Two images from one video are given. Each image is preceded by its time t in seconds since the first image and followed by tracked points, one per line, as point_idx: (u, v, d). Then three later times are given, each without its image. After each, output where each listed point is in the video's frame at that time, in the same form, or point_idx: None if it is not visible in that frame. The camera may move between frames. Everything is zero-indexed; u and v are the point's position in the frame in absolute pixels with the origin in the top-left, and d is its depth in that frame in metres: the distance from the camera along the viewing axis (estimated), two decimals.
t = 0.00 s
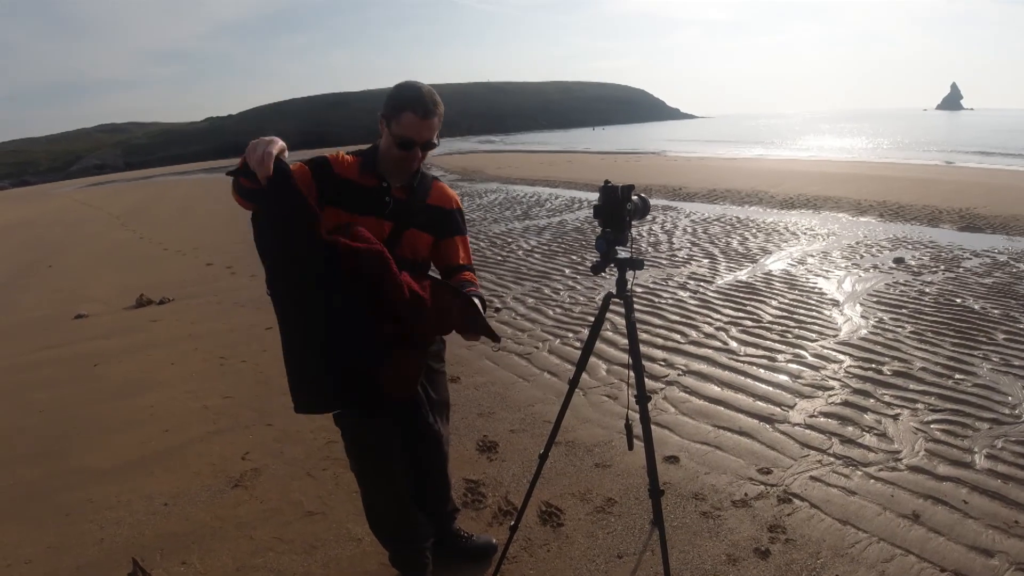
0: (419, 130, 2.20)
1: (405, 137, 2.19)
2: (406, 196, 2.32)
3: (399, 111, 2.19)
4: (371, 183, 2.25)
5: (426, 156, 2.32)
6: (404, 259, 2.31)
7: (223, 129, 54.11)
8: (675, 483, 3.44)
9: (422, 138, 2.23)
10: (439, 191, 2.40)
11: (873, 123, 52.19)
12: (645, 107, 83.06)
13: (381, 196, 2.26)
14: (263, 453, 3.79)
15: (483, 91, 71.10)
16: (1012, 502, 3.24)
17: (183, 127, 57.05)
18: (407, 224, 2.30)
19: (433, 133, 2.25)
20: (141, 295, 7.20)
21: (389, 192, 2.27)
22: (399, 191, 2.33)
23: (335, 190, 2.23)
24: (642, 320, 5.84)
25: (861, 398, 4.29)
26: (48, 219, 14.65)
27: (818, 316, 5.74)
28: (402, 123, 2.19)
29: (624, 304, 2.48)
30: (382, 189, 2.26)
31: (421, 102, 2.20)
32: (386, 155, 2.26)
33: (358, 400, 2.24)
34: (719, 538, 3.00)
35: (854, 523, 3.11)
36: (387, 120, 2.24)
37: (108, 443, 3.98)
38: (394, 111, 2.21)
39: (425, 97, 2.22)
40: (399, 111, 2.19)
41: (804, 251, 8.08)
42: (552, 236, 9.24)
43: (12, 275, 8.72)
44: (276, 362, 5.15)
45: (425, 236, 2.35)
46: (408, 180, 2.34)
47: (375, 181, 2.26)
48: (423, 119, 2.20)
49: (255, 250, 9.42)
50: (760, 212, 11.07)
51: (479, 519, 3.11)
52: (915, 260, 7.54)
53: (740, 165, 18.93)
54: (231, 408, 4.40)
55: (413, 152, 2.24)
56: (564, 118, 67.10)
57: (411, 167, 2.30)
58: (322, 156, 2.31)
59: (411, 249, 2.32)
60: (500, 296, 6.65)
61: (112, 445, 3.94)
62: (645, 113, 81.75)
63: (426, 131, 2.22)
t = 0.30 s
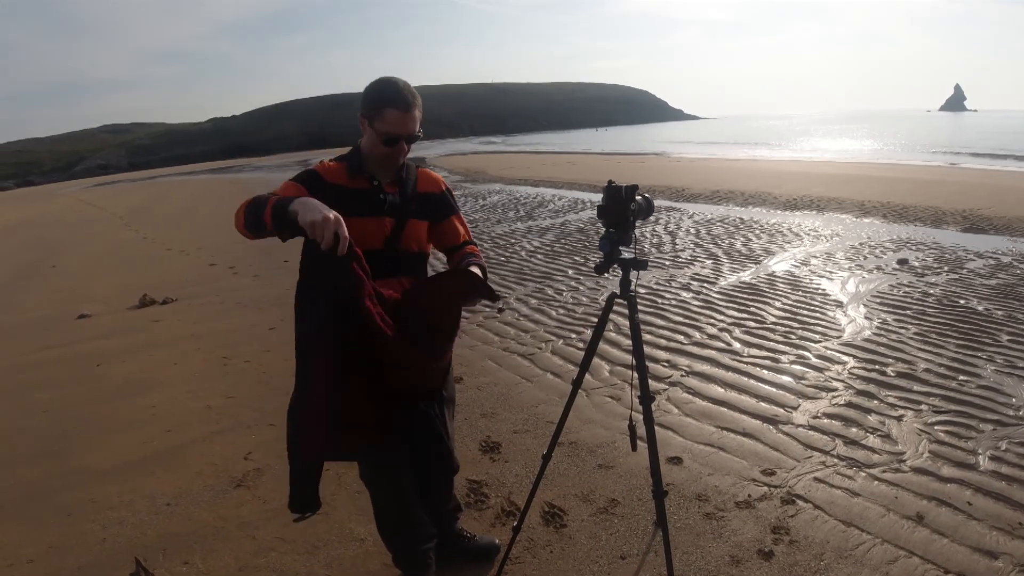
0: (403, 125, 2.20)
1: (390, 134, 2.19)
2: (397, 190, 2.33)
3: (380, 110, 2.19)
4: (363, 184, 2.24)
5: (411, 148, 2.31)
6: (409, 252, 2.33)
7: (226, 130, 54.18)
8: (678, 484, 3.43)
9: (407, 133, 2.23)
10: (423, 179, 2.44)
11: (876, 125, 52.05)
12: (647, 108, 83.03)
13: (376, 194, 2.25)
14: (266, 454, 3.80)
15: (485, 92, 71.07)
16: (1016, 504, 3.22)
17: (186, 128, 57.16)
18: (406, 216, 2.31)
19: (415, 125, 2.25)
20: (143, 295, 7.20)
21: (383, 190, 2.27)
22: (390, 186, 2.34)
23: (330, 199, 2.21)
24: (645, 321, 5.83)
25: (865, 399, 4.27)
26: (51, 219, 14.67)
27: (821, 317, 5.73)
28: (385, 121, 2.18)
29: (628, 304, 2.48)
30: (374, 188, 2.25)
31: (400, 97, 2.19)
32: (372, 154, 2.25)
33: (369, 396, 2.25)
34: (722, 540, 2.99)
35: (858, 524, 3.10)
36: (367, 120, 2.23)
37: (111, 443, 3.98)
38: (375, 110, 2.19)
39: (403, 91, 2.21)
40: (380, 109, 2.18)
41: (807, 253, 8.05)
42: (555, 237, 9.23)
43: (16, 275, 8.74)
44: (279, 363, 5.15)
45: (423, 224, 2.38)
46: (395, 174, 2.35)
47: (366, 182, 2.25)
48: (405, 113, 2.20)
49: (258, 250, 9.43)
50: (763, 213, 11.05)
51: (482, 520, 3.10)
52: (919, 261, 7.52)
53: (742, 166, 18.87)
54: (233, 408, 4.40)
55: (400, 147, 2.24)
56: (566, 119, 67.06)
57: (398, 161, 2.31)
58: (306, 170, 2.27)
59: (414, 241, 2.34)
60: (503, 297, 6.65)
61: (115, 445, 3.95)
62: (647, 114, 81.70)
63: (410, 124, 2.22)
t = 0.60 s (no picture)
0: (388, 122, 2.20)
1: (377, 134, 2.19)
2: (389, 189, 2.33)
3: (363, 110, 2.19)
4: (354, 186, 2.23)
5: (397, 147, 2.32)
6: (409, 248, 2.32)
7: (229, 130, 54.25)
8: (680, 485, 3.43)
9: (392, 130, 2.23)
10: (412, 173, 2.43)
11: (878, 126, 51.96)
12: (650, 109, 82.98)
13: (369, 195, 2.24)
14: (268, 454, 3.80)
15: (487, 92, 71.04)
16: (1020, 506, 3.21)
17: (188, 129, 57.25)
18: (401, 213, 2.30)
19: (400, 123, 2.26)
20: (146, 295, 7.20)
21: (375, 189, 2.26)
22: (381, 186, 2.33)
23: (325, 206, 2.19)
24: (648, 322, 5.82)
25: (868, 401, 4.27)
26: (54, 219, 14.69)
27: (824, 318, 5.72)
28: (370, 121, 2.18)
29: (630, 305, 2.48)
30: (367, 189, 2.24)
31: (382, 96, 2.20)
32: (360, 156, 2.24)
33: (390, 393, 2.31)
34: (724, 541, 2.99)
35: (861, 526, 3.09)
36: (350, 122, 2.23)
37: (114, 443, 3.98)
38: (358, 111, 2.20)
39: (384, 90, 2.22)
40: (363, 110, 2.19)
41: (810, 254, 8.04)
42: (558, 238, 9.22)
43: (19, 275, 8.76)
44: (281, 363, 5.16)
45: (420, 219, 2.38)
46: (384, 174, 2.35)
47: (357, 184, 2.24)
48: (388, 111, 2.21)
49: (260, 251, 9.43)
50: (765, 214, 11.04)
51: (484, 521, 3.11)
52: (922, 262, 7.50)
53: (745, 166, 18.85)
54: (236, 408, 4.40)
55: (387, 146, 2.24)
56: (568, 120, 67.02)
57: (386, 160, 2.31)
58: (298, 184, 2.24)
59: (413, 236, 2.33)
60: (505, 297, 6.65)
61: (118, 445, 3.96)
62: (650, 115, 81.67)
63: (394, 121, 2.22)
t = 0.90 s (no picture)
0: (381, 123, 2.20)
1: (370, 136, 2.19)
2: (386, 188, 2.33)
3: (355, 113, 2.19)
4: (352, 189, 2.23)
5: (391, 147, 2.32)
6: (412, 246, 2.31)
7: (232, 131, 54.36)
8: (684, 485, 3.42)
9: (385, 131, 2.23)
10: (408, 171, 2.43)
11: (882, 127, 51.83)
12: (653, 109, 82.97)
13: (367, 196, 2.24)
14: (272, 453, 3.80)
15: (490, 92, 71.02)
16: None
17: (192, 129, 57.35)
18: (401, 211, 2.30)
19: (392, 124, 2.26)
20: (150, 295, 7.21)
21: (373, 190, 2.26)
22: (378, 186, 2.33)
23: (324, 210, 2.19)
24: (651, 323, 5.82)
25: (872, 401, 4.26)
26: (59, 218, 14.73)
27: (828, 319, 5.71)
28: (362, 123, 2.18)
29: (634, 305, 2.47)
30: (364, 190, 2.24)
31: (373, 98, 2.20)
32: (355, 159, 2.25)
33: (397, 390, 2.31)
34: (728, 541, 2.98)
35: (865, 526, 3.08)
36: (343, 126, 2.23)
37: (117, 443, 3.99)
38: (350, 115, 2.20)
39: (375, 91, 2.21)
40: (355, 113, 2.19)
41: (814, 254, 8.02)
42: (561, 238, 9.22)
43: (24, 275, 8.78)
44: (285, 363, 5.16)
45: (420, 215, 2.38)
46: (381, 174, 2.35)
47: (354, 186, 2.24)
48: (380, 113, 2.21)
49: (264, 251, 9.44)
50: (769, 214, 11.02)
51: (487, 521, 3.11)
52: (925, 263, 7.49)
53: (748, 166, 18.82)
54: (240, 408, 4.40)
55: (381, 147, 2.24)
56: (571, 120, 67.00)
57: (381, 160, 2.31)
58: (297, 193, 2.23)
59: (415, 233, 2.32)
60: (509, 298, 6.65)
61: (122, 444, 3.96)
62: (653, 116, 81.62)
63: (386, 122, 2.22)
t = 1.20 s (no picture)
0: (380, 124, 2.20)
1: (369, 137, 2.19)
2: (388, 188, 2.32)
3: (354, 115, 2.18)
4: (353, 189, 2.23)
5: (391, 147, 2.31)
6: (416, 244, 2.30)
7: (236, 131, 54.45)
8: (689, 486, 3.41)
9: (385, 132, 2.23)
10: (409, 170, 2.43)
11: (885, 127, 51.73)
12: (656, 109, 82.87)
13: (368, 196, 2.23)
14: (275, 453, 3.80)
15: (493, 92, 71.01)
16: None
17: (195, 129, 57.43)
18: (403, 210, 2.30)
19: (392, 124, 2.25)
20: (154, 295, 7.22)
21: (375, 189, 2.25)
22: (380, 186, 2.32)
23: (326, 211, 2.18)
24: (655, 323, 5.81)
25: (877, 402, 4.24)
26: (64, 218, 14.76)
27: (833, 319, 5.69)
28: (361, 125, 2.17)
29: (640, 305, 2.46)
30: (366, 190, 2.23)
31: (371, 100, 2.19)
32: (355, 158, 2.24)
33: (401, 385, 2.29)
34: (733, 543, 2.97)
35: (871, 528, 3.07)
36: (342, 128, 2.22)
37: (121, 443, 3.99)
38: (349, 117, 2.19)
39: (372, 92, 2.21)
40: (353, 115, 2.18)
41: (818, 254, 8.01)
42: (565, 238, 9.21)
43: (29, 274, 8.80)
44: (288, 362, 5.16)
45: (422, 214, 2.37)
46: (382, 173, 2.34)
47: (356, 186, 2.23)
48: (378, 114, 2.20)
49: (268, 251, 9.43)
50: (773, 215, 10.99)
51: (492, 521, 3.10)
52: (930, 263, 7.47)
53: (752, 167, 18.80)
54: (244, 407, 4.40)
55: (381, 148, 2.23)
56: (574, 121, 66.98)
57: (382, 161, 2.30)
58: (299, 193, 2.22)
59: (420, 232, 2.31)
60: (513, 298, 6.64)
61: (127, 443, 3.97)
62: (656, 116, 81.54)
63: (385, 123, 2.21)
